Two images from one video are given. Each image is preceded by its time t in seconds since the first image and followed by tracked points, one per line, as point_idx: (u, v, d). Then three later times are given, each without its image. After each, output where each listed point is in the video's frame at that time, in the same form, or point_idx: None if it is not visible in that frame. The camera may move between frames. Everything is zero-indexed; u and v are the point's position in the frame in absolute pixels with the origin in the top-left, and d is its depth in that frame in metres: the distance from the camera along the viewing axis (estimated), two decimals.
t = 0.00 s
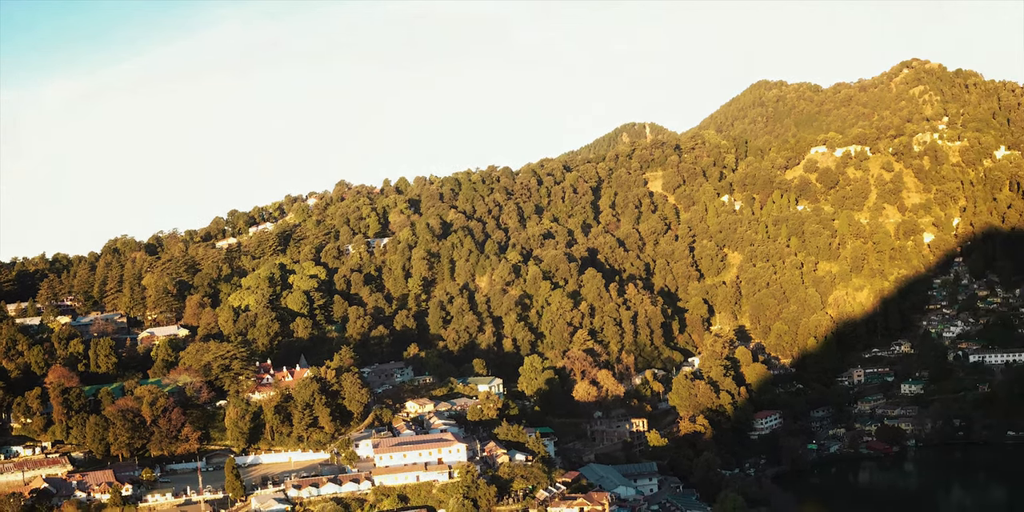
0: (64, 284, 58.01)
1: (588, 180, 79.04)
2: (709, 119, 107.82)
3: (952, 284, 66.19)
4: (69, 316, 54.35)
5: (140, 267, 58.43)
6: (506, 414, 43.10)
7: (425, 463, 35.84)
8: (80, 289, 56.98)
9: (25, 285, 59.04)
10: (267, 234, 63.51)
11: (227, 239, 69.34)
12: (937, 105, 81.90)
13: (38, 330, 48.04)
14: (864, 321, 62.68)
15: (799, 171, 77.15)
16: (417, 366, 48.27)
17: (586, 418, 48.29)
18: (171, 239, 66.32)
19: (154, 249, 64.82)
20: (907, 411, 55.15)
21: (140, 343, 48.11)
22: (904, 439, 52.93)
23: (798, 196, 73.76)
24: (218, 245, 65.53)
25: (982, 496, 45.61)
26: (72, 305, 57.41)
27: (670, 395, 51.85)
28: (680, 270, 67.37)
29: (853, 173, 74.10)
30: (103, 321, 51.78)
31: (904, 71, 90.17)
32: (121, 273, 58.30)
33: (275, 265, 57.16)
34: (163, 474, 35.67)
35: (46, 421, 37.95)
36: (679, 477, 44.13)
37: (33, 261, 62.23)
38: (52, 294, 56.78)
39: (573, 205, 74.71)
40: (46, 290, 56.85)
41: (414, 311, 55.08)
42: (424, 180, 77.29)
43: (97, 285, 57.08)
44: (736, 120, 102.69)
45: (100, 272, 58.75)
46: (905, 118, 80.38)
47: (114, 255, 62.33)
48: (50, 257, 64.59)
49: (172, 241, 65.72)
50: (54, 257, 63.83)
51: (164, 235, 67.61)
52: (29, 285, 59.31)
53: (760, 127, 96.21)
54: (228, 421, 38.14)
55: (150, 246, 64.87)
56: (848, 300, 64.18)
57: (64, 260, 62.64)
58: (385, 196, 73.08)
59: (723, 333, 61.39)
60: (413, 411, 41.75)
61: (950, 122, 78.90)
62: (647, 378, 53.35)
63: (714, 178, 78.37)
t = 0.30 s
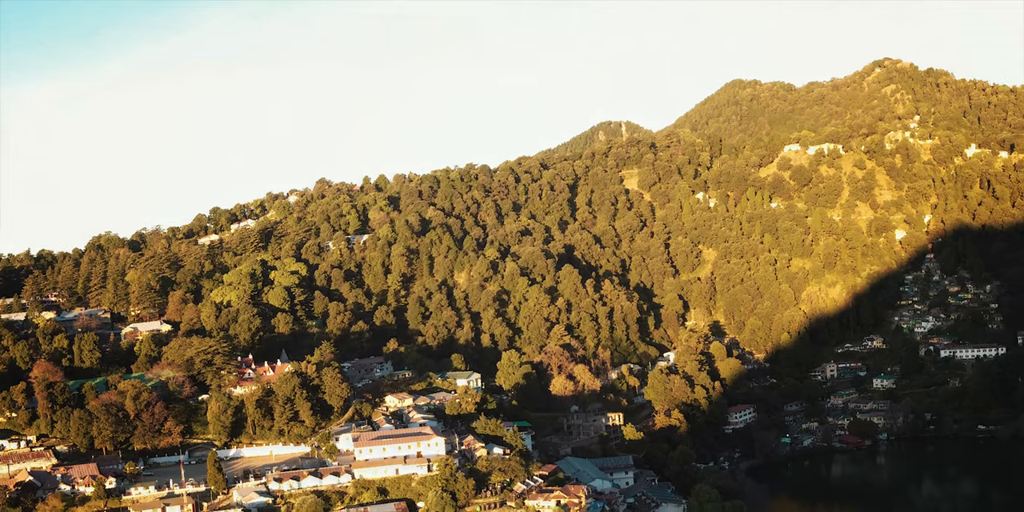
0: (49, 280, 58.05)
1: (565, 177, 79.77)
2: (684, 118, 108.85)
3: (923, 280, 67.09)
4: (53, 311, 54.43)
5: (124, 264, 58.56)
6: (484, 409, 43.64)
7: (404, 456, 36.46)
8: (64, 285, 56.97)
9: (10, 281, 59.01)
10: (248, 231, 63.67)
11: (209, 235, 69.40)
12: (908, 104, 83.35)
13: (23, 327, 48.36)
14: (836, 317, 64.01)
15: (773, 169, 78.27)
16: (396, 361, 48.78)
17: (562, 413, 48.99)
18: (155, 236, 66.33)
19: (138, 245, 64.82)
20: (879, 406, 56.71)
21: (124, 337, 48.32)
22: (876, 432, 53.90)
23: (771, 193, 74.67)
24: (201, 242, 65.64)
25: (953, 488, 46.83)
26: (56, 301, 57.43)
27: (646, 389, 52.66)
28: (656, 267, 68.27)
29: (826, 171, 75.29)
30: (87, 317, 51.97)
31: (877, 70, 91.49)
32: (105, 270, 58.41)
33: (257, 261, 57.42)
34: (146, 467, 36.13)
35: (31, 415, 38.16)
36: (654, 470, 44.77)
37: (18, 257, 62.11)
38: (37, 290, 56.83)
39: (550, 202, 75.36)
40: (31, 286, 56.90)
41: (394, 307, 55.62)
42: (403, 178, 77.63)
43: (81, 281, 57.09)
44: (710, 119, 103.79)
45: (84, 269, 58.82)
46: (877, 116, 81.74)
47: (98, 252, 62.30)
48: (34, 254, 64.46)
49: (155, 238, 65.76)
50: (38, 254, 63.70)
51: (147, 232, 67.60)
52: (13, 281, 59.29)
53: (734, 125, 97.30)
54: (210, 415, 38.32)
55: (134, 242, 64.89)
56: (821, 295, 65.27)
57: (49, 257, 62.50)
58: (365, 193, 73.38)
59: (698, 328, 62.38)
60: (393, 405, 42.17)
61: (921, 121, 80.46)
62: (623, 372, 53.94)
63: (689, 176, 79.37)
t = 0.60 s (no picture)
0: (32, 276, 58.12)
1: (540, 175, 80.58)
2: (657, 117, 110.01)
3: (892, 276, 68.90)
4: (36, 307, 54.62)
5: (106, 259, 58.54)
6: (461, 402, 44.43)
7: (382, 449, 37.13)
8: (47, 280, 56.98)
9: None
10: (229, 227, 63.85)
11: (190, 232, 69.39)
12: (878, 102, 84.93)
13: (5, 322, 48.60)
14: (807, 312, 65.18)
15: (744, 166, 79.52)
16: (374, 356, 49.44)
17: (538, 406, 49.66)
18: (136, 232, 66.28)
19: (120, 242, 64.79)
20: (849, 398, 57.54)
21: (106, 332, 48.49)
22: (846, 426, 55.15)
23: (743, 190, 75.90)
24: (183, 238, 65.72)
25: (921, 481, 48.06)
26: (39, 296, 57.48)
27: (620, 383, 53.40)
28: (629, 262, 69.35)
29: (797, 168, 76.66)
30: (70, 313, 52.33)
31: (847, 70, 93.02)
32: (88, 265, 58.47)
33: (237, 257, 57.66)
34: (128, 460, 36.34)
35: (14, 409, 38.51)
36: (628, 462, 45.58)
37: None
38: (20, 285, 56.98)
39: (525, 199, 76.07)
40: (14, 281, 56.98)
41: (372, 302, 56.13)
42: (381, 175, 77.91)
43: (64, 277, 57.14)
44: (683, 117, 105.00)
45: (67, 265, 58.87)
46: (847, 115, 83.24)
47: (81, 248, 62.19)
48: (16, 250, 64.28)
49: (137, 233, 65.72)
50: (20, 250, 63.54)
51: (128, 228, 67.53)
52: None
53: (706, 124, 98.53)
54: (191, 408, 38.88)
55: (116, 239, 64.68)
56: (791, 291, 66.40)
57: (32, 253, 62.30)
58: (343, 191, 73.69)
59: (671, 323, 63.39)
60: (371, 399, 42.64)
61: (890, 119, 82.03)
62: (597, 367, 54.95)
63: (663, 173, 80.45)
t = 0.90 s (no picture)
0: (13, 271, 58.25)
1: (513, 172, 81.35)
2: (629, 115, 111.15)
3: (859, 272, 70.27)
4: (18, 302, 54.75)
5: (88, 254, 58.58)
6: (436, 395, 44.92)
7: (358, 441, 37.78)
8: (30, 276, 57.17)
9: None
10: (208, 224, 63.78)
11: (170, 228, 69.32)
12: (845, 100, 86.57)
13: None
14: (776, 307, 66.59)
15: (714, 164, 80.91)
16: (350, 349, 50.04)
17: (511, 399, 50.54)
18: (117, 228, 66.22)
19: (101, 238, 64.73)
20: (817, 392, 59.36)
21: (87, 327, 48.83)
22: (814, 419, 56.51)
23: (713, 187, 77.24)
24: (163, 234, 65.81)
25: (888, 473, 49.26)
26: (21, 291, 57.61)
27: (592, 377, 54.38)
28: (601, 258, 70.43)
29: (766, 165, 78.08)
30: (52, 307, 52.37)
31: (814, 69, 94.63)
32: (69, 261, 58.51)
33: (216, 253, 57.90)
34: (108, 452, 36.90)
35: None
36: (599, 454, 46.57)
37: None
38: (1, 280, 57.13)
39: (499, 196, 76.78)
40: None
41: (348, 297, 56.71)
42: (357, 172, 78.09)
43: (46, 273, 57.30)
44: (654, 116, 106.23)
45: (48, 260, 58.89)
46: (814, 114, 84.84)
47: (62, 244, 62.11)
48: None
49: (118, 229, 65.66)
50: None
51: (109, 225, 67.36)
52: None
53: (677, 122, 99.80)
54: (170, 402, 39.47)
55: (96, 236, 64.54)
56: (761, 287, 67.67)
57: (14, 248, 61.92)
58: (320, 188, 73.89)
59: (642, 318, 64.51)
60: (347, 392, 43.22)
61: (858, 117, 83.62)
62: (569, 360, 55.62)
63: (634, 170, 81.61)
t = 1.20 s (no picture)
0: None
1: (485, 168, 82.01)
2: (598, 113, 112.29)
3: (825, 267, 72.08)
4: None
5: (68, 250, 58.58)
6: (409, 389, 45.84)
7: (333, 434, 38.64)
8: (10, 271, 57.15)
9: None
10: (185, 219, 63.39)
11: (149, 224, 69.04)
12: (811, 99, 88.23)
13: None
14: (744, 301, 68.03)
15: (682, 161, 82.32)
16: (326, 343, 50.79)
17: (484, 392, 51.23)
18: (97, 224, 66.15)
19: (81, 234, 64.62)
20: (783, 385, 60.59)
21: (66, 322, 48.99)
22: (780, 412, 58.26)
23: (681, 184, 78.65)
24: (143, 230, 65.85)
25: (853, 465, 50.48)
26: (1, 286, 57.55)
27: (563, 371, 55.01)
28: (572, 254, 71.57)
29: (733, 163, 79.57)
30: (32, 302, 52.46)
31: (781, 68, 96.36)
32: (50, 256, 58.50)
33: (194, 249, 58.10)
34: (88, 444, 37.59)
35: None
36: (570, 446, 47.61)
37: None
38: None
39: (471, 193, 77.48)
40: None
41: (324, 291, 57.24)
42: (333, 170, 78.29)
43: (26, 268, 57.26)
44: (624, 113, 107.48)
45: (28, 256, 58.88)
46: (781, 112, 86.47)
47: (42, 240, 61.97)
48: None
49: (98, 226, 65.57)
50: None
51: (89, 221, 67.15)
52: None
53: (646, 120, 101.10)
54: (148, 394, 39.97)
55: (76, 232, 64.29)
56: (728, 281, 68.87)
57: None
58: (296, 185, 73.91)
59: (612, 313, 65.63)
60: (323, 385, 43.91)
61: (823, 116, 85.29)
62: (541, 354, 56.87)
63: (604, 168, 82.84)
